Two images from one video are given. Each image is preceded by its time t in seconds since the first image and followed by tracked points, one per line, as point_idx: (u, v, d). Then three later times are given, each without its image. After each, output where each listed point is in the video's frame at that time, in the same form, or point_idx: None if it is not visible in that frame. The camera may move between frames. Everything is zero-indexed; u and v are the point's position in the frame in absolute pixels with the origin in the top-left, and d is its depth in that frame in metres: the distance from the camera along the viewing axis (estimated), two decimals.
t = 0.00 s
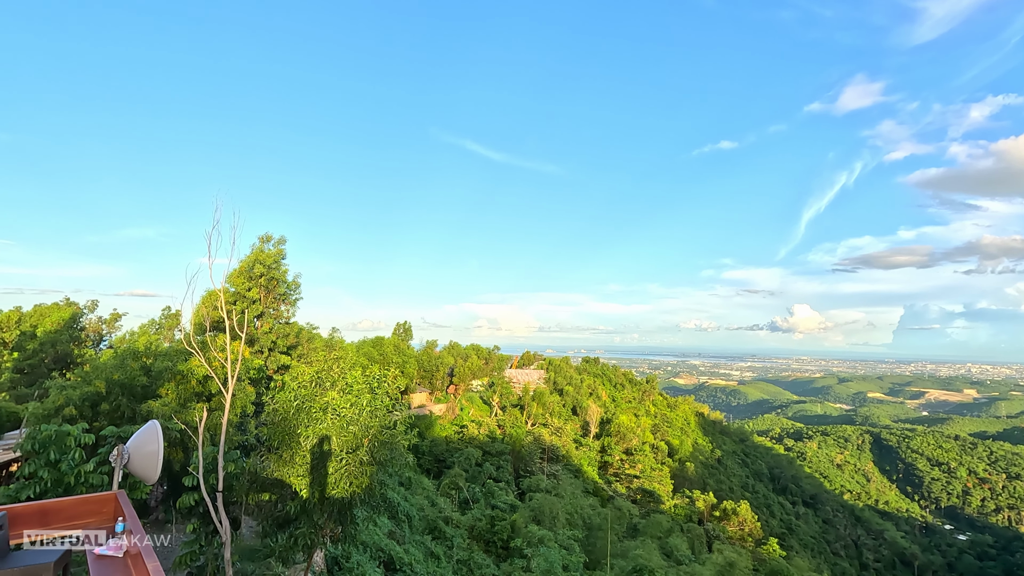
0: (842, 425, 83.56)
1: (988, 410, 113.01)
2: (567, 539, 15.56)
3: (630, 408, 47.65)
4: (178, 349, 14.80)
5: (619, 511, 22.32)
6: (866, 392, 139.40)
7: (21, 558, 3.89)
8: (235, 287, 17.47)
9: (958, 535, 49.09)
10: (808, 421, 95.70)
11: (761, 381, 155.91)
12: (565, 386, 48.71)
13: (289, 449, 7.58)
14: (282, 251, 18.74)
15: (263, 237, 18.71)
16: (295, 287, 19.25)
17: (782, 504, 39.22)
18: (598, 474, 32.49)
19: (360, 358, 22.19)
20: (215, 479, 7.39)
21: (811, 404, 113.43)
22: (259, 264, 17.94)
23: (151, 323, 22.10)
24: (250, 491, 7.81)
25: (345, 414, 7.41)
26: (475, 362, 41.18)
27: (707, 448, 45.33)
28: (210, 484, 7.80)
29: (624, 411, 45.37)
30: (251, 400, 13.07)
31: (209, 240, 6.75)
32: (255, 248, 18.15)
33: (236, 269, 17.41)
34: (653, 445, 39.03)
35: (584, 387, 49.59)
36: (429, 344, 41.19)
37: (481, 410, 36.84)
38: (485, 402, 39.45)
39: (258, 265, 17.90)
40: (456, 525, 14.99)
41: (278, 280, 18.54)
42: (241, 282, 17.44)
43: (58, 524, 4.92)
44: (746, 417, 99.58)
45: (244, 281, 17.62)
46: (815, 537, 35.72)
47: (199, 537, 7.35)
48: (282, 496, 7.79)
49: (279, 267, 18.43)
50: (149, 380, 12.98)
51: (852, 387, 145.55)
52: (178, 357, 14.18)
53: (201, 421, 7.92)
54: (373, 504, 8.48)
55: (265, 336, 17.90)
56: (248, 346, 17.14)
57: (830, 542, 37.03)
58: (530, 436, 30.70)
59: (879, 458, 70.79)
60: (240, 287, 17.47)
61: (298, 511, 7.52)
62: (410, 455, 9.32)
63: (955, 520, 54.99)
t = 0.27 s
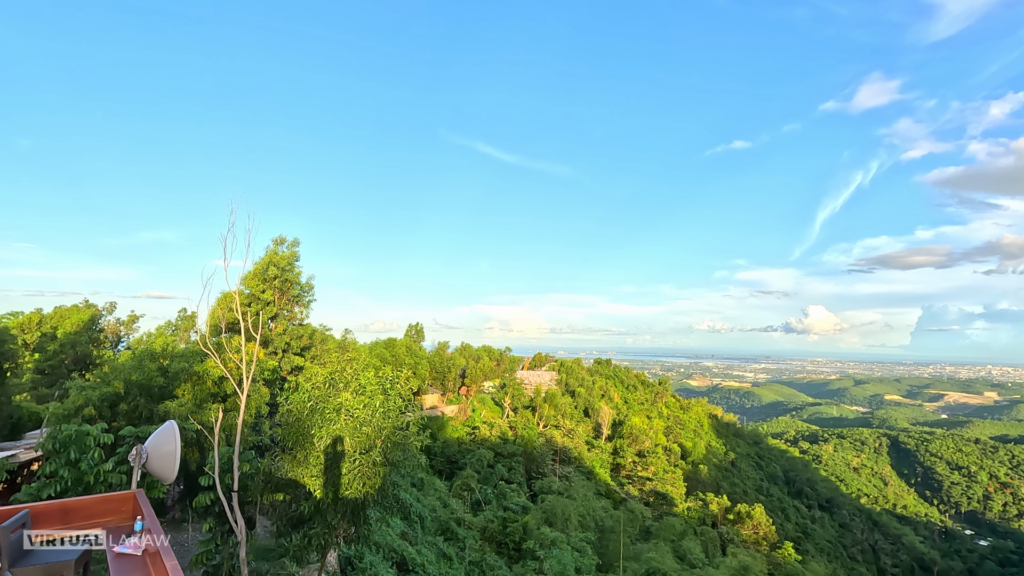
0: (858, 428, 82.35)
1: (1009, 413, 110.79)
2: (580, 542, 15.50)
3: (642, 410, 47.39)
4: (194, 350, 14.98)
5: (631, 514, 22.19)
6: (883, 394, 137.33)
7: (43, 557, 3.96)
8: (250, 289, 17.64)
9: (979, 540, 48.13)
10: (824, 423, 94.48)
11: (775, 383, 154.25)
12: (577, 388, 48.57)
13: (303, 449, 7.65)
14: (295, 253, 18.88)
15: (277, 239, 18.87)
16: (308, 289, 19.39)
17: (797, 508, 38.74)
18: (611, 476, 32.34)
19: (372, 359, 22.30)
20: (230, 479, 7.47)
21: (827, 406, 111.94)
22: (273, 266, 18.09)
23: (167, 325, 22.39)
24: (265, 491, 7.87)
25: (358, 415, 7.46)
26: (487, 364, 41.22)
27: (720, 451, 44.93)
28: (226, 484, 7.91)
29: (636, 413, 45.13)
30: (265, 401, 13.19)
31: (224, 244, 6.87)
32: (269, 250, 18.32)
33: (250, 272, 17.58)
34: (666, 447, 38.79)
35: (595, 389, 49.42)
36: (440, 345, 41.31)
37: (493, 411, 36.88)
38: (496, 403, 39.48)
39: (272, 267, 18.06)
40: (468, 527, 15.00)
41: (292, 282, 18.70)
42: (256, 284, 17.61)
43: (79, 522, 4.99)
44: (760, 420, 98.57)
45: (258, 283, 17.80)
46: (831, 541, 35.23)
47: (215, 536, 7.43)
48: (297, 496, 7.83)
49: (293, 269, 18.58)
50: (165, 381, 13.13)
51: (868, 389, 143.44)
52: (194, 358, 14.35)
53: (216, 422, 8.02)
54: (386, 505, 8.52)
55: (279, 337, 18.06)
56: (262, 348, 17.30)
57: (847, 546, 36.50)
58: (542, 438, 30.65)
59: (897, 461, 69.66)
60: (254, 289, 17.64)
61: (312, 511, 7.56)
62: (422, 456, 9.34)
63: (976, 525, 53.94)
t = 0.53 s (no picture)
0: (877, 431, 80.96)
1: None
2: (594, 544, 15.43)
3: (656, 411, 47.09)
4: (211, 351, 15.17)
5: (645, 517, 22.05)
6: (902, 397, 134.98)
7: (65, 555, 4.03)
8: (266, 291, 17.85)
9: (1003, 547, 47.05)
10: (842, 426, 93.07)
11: (791, 385, 152.32)
12: (590, 389, 48.40)
13: (319, 450, 7.71)
14: (310, 255, 19.06)
15: (292, 241, 19.06)
16: (323, 291, 19.56)
17: (815, 512, 38.20)
18: (624, 478, 32.17)
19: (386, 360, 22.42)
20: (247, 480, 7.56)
21: (844, 409, 110.27)
22: (288, 268, 18.28)
23: (185, 326, 22.73)
24: (281, 491, 7.93)
25: (373, 416, 7.50)
26: (500, 365, 41.25)
27: (736, 454, 44.47)
28: (242, 485, 8.00)
29: (650, 414, 44.85)
30: (281, 402, 13.33)
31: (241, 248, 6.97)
32: (284, 252, 18.51)
33: (266, 274, 17.79)
34: (680, 449, 38.51)
35: (609, 390, 49.19)
36: (453, 346, 41.44)
37: (505, 413, 36.92)
38: (509, 405, 39.51)
39: (287, 269, 18.25)
40: (481, 528, 15.01)
41: (307, 284, 18.87)
42: (271, 286, 17.82)
43: (101, 520, 5.08)
44: (776, 422, 97.44)
45: (274, 285, 17.99)
46: (849, 546, 34.68)
47: (232, 536, 7.50)
48: (312, 496, 7.88)
49: (308, 271, 18.76)
50: (183, 382, 13.31)
51: (887, 391, 141.07)
52: (211, 360, 14.55)
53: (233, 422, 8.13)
54: (400, 506, 8.53)
55: (294, 338, 18.23)
56: (277, 349, 17.49)
57: (865, 551, 35.91)
58: (555, 439, 30.59)
59: (917, 465, 68.39)
60: (270, 291, 17.84)
61: (327, 511, 7.58)
62: (436, 458, 9.36)
63: (1000, 530, 52.74)
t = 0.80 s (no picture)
0: (897, 434, 79.52)
1: None
2: (608, 546, 15.35)
3: (670, 413, 46.76)
4: (228, 352, 15.36)
5: (660, 519, 21.90)
6: (923, 399, 132.52)
7: (87, 553, 4.10)
8: (282, 292, 18.03)
9: None
10: (861, 428, 91.59)
11: (808, 387, 150.24)
12: (604, 391, 48.18)
13: (334, 449, 7.78)
14: (325, 257, 19.23)
15: (307, 243, 19.25)
16: (338, 292, 19.72)
17: (833, 515, 37.64)
18: (638, 480, 32.01)
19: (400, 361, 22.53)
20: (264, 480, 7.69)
21: (863, 411, 108.50)
22: (304, 270, 18.46)
23: (202, 327, 23.05)
24: (297, 491, 7.99)
25: (388, 417, 7.55)
26: (513, 366, 41.26)
27: (752, 456, 43.99)
28: (260, 484, 8.10)
29: (664, 416, 44.57)
30: (297, 402, 13.45)
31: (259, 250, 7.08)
32: (300, 254, 18.70)
33: (281, 275, 17.98)
34: (695, 451, 38.20)
35: (623, 392, 48.96)
36: (467, 347, 41.54)
37: (519, 414, 36.95)
38: (522, 406, 39.52)
39: (302, 271, 18.43)
40: (495, 529, 15.01)
41: (322, 285, 19.04)
42: (287, 288, 18.00)
43: (123, 518, 5.17)
44: (793, 424, 96.26)
45: (289, 287, 18.18)
46: (868, 550, 34.10)
47: (250, 535, 7.57)
48: (328, 496, 7.95)
49: (323, 273, 18.93)
50: (202, 383, 13.50)
51: (907, 393, 138.62)
52: (228, 360, 14.72)
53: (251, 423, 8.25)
54: (414, 506, 8.56)
55: (310, 340, 18.40)
56: (293, 350, 17.66)
57: (885, 556, 35.28)
58: (569, 441, 30.51)
59: (939, 468, 67.07)
60: (286, 293, 18.03)
61: (343, 511, 7.64)
62: (450, 458, 9.39)
63: None
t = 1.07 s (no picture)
0: (918, 437, 77.99)
1: None
2: (623, 549, 15.28)
3: (686, 415, 46.40)
4: (246, 353, 15.55)
5: (675, 522, 21.71)
6: (945, 402, 129.84)
7: (111, 551, 4.18)
8: (298, 294, 18.23)
9: None
10: (881, 431, 89.99)
11: (826, 389, 148.06)
12: (618, 392, 47.91)
13: (350, 450, 7.85)
14: (340, 259, 19.41)
15: (323, 246, 19.45)
16: (353, 294, 19.89)
17: (852, 520, 37.02)
18: (653, 483, 31.80)
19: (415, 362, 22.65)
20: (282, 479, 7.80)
21: (883, 414, 106.59)
22: (320, 272, 18.66)
23: (221, 329, 23.40)
24: (314, 491, 8.02)
25: (402, 418, 7.62)
26: (527, 368, 41.26)
27: (769, 459, 43.45)
28: (277, 484, 8.19)
29: (679, 418, 44.24)
30: (314, 403, 13.57)
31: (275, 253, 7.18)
32: (316, 257, 18.88)
33: (298, 278, 18.20)
34: (711, 454, 37.85)
35: (637, 393, 48.69)
36: (480, 349, 41.63)
37: (533, 415, 36.93)
38: (536, 408, 39.50)
39: (318, 273, 18.63)
40: (509, 531, 15.00)
41: (337, 287, 19.22)
42: (303, 290, 18.19)
43: (145, 517, 5.26)
44: (811, 426, 94.89)
45: (306, 289, 18.38)
46: (889, 555, 33.49)
47: (267, 534, 7.64)
48: (343, 496, 7.99)
49: (338, 275, 19.11)
50: (221, 384, 13.70)
51: (929, 396, 135.93)
52: (246, 362, 14.91)
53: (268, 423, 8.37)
54: (429, 507, 8.59)
55: (325, 341, 18.58)
56: (310, 351, 17.84)
57: (907, 562, 34.61)
58: (583, 443, 30.41)
59: (962, 472, 65.63)
60: (302, 295, 18.23)
61: (358, 511, 7.67)
62: (465, 459, 9.41)
63: None
